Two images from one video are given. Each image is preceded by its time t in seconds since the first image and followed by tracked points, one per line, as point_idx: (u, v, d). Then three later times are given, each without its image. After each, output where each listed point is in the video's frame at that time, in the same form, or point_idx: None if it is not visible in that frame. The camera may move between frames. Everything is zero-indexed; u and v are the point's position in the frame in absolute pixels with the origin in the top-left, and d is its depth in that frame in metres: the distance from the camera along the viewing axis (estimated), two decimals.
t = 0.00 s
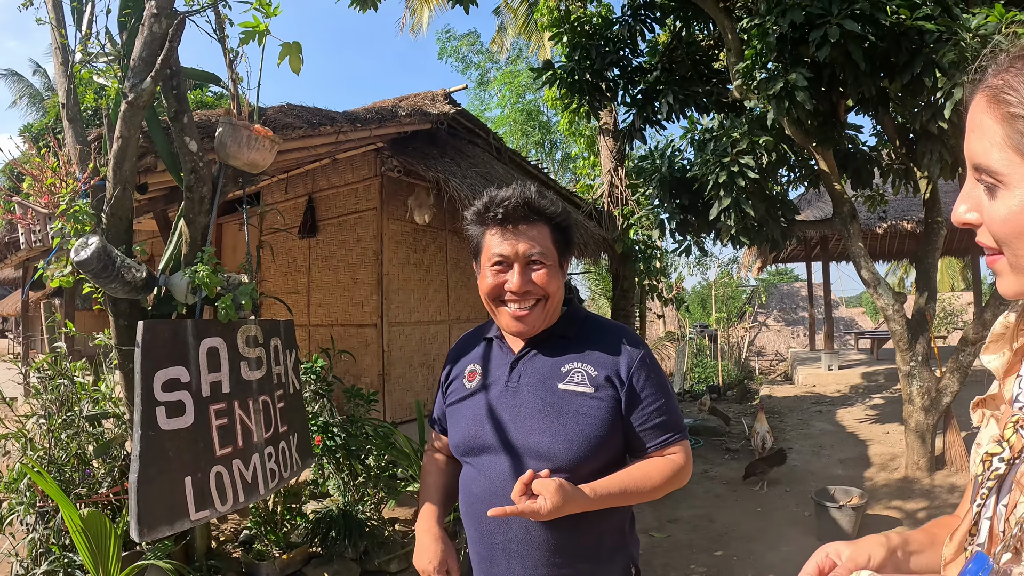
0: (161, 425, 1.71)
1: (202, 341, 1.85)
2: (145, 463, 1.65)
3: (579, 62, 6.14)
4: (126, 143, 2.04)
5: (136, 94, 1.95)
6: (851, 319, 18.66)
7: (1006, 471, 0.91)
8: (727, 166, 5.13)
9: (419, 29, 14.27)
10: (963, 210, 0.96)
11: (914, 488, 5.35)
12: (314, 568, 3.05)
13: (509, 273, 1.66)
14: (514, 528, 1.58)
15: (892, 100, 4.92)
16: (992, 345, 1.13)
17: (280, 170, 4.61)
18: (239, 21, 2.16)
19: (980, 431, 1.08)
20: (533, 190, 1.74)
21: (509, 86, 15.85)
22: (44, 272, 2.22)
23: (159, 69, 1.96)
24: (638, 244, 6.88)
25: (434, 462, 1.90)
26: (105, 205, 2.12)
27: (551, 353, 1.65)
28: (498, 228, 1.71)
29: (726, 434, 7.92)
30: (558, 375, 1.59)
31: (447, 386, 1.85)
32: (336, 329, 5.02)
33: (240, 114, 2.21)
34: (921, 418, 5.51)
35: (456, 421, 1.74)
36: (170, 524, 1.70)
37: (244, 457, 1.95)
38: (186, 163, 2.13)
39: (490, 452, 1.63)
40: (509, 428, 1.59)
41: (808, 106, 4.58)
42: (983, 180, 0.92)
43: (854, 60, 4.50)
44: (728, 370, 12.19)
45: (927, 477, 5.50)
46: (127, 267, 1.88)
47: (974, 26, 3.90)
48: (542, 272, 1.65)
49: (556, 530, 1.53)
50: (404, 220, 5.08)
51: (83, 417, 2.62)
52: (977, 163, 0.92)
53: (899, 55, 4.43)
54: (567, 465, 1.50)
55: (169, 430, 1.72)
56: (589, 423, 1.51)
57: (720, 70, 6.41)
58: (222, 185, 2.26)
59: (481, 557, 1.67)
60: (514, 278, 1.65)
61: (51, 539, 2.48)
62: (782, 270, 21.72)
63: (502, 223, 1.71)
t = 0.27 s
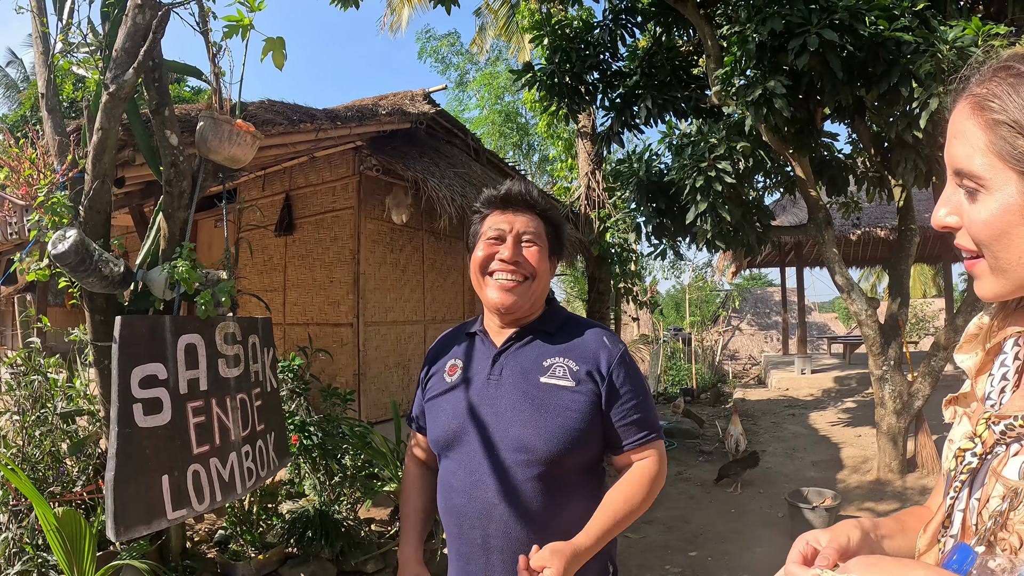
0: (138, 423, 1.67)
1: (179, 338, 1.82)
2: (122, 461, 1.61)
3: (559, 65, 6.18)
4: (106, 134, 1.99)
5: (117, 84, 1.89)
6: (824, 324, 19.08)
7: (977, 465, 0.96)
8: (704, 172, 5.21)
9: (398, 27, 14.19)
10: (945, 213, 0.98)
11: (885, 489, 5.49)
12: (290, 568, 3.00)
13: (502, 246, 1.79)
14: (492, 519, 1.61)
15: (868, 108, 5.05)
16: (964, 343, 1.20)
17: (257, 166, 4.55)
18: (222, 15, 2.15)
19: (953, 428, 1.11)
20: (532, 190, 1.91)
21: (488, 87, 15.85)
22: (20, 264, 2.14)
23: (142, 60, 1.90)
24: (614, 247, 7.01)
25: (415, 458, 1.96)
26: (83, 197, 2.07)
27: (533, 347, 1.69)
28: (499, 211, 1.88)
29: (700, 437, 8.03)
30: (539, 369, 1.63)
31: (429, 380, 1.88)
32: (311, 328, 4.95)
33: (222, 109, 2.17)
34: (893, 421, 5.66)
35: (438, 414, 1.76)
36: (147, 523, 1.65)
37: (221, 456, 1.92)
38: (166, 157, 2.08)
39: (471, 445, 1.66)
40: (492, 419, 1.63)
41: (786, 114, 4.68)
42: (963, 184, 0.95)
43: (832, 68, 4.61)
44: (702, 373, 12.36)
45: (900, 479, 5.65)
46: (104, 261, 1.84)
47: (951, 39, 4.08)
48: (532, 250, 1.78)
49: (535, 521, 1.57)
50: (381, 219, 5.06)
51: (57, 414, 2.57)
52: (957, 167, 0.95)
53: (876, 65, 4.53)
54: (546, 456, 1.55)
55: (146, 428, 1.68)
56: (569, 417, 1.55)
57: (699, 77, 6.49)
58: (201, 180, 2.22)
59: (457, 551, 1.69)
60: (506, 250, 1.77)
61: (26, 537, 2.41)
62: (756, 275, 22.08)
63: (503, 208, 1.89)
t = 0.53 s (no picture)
0: (126, 421, 1.64)
1: (168, 335, 1.79)
2: (110, 459, 1.58)
3: (548, 65, 6.20)
4: (96, 129, 1.93)
5: (107, 78, 1.85)
6: (809, 324, 19.29)
7: (968, 461, 0.98)
8: (693, 172, 5.26)
9: (386, 26, 14.14)
10: (940, 197, 0.98)
11: (871, 488, 5.56)
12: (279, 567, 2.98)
13: (495, 240, 1.84)
14: (482, 508, 1.64)
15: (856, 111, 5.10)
16: (946, 345, 1.22)
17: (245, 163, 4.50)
18: (214, 10, 2.14)
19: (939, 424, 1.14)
20: (524, 193, 2.00)
21: (476, 86, 15.84)
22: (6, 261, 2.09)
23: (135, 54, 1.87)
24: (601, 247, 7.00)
25: (408, 455, 2.02)
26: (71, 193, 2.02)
27: (521, 342, 1.73)
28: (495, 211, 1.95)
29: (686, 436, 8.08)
30: (529, 363, 1.67)
31: (421, 374, 1.91)
32: (298, 326, 4.92)
33: (212, 105, 2.15)
34: (879, 421, 5.73)
35: (429, 406, 1.79)
36: (136, 523, 1.63)
37: (210, 454, 1.90)
38: (156, 152, 2.04)
39: (460, 437, 1.69)
40: (481, 412, 1.67)
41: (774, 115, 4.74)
42: (965, 169, 0.96)
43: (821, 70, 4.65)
44: (689, 374, 12.44)
45: (885, 478, 5.72)
46: (94, 257, 1.80)
47: (938, 42, 4.20)
48: (524, 244, 1.84)
49: (524, 513, 1.60)
50: (369, 217, 5.03)
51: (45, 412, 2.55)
52: (963, 151, 0.95)
53: (864, 68, 4.58)
54: (535, 447, 1.58)
55: (134, 426, 1.66)
56: (557, 409, 1.58)
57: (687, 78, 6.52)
58: (191, 176, 2.19)
59: (448, 544, 1.72)
60: (499, 244, 1.82)
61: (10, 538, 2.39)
62: (742, 276, 22.25)
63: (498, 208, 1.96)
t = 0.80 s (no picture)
0: (113, 422, 1.62)
1: (155, 336, 1.77)
2: (97, 462, 1.56)
3: (537, 64, 6.21)
4: (82, 126, 1.90)
5: (93, 74, 1.82)
6: (796, 324, 19.52)
7: (960, 464, 1.00)
8: (681, 172, 5.31)
9: (375, 23, 14.06)
10: (946, 191, 0.99)
11: (858, 487, 5.63)
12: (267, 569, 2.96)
13: (480, 246, 1.82)
14: (472, 508, 1.63)
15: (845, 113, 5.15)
16: (935, 346, 1.26)
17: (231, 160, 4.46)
18: (202, 6, 2.10)
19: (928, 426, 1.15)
20: (508, 194, 1.98)
21: (465, 85, 15.81)
22: None
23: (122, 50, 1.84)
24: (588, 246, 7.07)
25: (396, 455, 2.01)
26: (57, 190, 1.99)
27: (508, 343, 1.73)
28: (479, 214, 1.91)
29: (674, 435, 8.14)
30: (516, 363, 1.67)
31: (408, 377, 1.91)
32: (286, 326, 4.88)
33: (201, 102, 2.12)
34: (866, 420, 5.80)
35: (417, 408, 1.79)
36: (123, 525, 1.61)
37: (198, 456, 1.88)
38: (142, 150, 2.01)
39: (448, 437, 1.69)
40: (469, 412, 1.67)
41: (762, 116, 4.79)
42: (976, 164, 0.97)
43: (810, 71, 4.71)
44: (676, 373, 12.54)
45: (873, 477, 5.79)
46: (79, 256, 1.77)
47: (927, 46, 4.29)
48: (509, 249, 1.83)
49: (512, 512, 1.61)
50: (357, 215, 5.01)
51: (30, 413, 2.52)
52: (975, 146, 0.97)
53: (852, 70, 4.63)
54: (524, 447, 1.58)
55: (121, 428, 1.64)
56: (546, 409, 1.59)
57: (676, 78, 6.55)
58: (178, 174, 2.16)
59: (436, 543, 1.72)
60: (485, 250, 1.80)
61: None
62: (729, 275, 22.45)
63: (482, 211, 1.92)
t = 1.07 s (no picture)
0: (99, 423, 1.60)
1: (142, 336, 1.75)
2: (83, 463, 1.54)
3: (526, 64, 6.22)
4: (69, 124, 1.88)
5: (80, 73, 1.79)
6: (783, 324, 19.74)
7: (941, 465, 1.04)
8: (668, 173, 5.36)
9: (363, 21, 13.98)
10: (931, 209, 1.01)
11: (844, 486, 5.72)
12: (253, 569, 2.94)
13: (468, 256, 1.81)
14: (462, 507, 1.64)
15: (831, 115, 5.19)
16: (914, 350, 1.29)
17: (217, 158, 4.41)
18: (190, 4, 2.09)
19: (908, 428, 1.18)
20: (489, 196, 1.94)
21: (453, 84, 15.77)
22: None
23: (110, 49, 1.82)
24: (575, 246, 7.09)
25: (384, 459, 2.01)
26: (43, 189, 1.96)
27: (492, 342, 1.75)
28: (461, 221, 1.87)
29: (660, 434, 8.20)
30: (499, 362, 1.69)
31: (395, 381, 1.91)
32: (272, 325, 4.85)
33: (188, 102, 2.10)
34: (851, 420, 5.88)
35: (405, 410, 1.80)
36: (109, 526, 1.59)
37: (184, 456, 1.86)
38: (129, 149, 1.98)
39: (435, 437, 1.71)
40: (455, 412, 1.68)
41: (749, 117, 4.84)
42: (959, 181, 0.99)
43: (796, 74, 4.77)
44: (662, 372, 12.62)
45: (858, 476, 5.86)
46: (65, 255, 1.75)
47: (914, 49, 4.31)
48: (495, 258, 1.82)
49: (502, 509, 1.62)
50: (343, 214, 4.98)
51: (13, 414, 2.48)
52: (957, 163, 0.99)
53: (840, 72, 4.68)
54: (510, 443, 1.60)
55: (108, 428, 1.62)
56: (530, 405, 1.61)
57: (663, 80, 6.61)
58: (165, 173, 2.14)
59: (428, 544, 1.72)
60: (473, 260, 1.79)
61: None
62: (716, 275, 22.63)
63: (465, 219, 1.87)
